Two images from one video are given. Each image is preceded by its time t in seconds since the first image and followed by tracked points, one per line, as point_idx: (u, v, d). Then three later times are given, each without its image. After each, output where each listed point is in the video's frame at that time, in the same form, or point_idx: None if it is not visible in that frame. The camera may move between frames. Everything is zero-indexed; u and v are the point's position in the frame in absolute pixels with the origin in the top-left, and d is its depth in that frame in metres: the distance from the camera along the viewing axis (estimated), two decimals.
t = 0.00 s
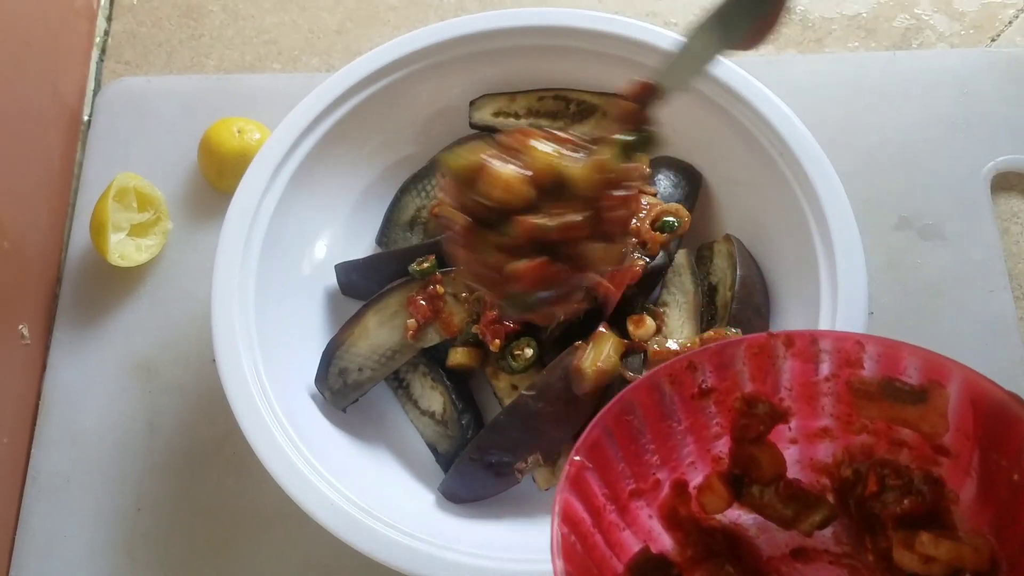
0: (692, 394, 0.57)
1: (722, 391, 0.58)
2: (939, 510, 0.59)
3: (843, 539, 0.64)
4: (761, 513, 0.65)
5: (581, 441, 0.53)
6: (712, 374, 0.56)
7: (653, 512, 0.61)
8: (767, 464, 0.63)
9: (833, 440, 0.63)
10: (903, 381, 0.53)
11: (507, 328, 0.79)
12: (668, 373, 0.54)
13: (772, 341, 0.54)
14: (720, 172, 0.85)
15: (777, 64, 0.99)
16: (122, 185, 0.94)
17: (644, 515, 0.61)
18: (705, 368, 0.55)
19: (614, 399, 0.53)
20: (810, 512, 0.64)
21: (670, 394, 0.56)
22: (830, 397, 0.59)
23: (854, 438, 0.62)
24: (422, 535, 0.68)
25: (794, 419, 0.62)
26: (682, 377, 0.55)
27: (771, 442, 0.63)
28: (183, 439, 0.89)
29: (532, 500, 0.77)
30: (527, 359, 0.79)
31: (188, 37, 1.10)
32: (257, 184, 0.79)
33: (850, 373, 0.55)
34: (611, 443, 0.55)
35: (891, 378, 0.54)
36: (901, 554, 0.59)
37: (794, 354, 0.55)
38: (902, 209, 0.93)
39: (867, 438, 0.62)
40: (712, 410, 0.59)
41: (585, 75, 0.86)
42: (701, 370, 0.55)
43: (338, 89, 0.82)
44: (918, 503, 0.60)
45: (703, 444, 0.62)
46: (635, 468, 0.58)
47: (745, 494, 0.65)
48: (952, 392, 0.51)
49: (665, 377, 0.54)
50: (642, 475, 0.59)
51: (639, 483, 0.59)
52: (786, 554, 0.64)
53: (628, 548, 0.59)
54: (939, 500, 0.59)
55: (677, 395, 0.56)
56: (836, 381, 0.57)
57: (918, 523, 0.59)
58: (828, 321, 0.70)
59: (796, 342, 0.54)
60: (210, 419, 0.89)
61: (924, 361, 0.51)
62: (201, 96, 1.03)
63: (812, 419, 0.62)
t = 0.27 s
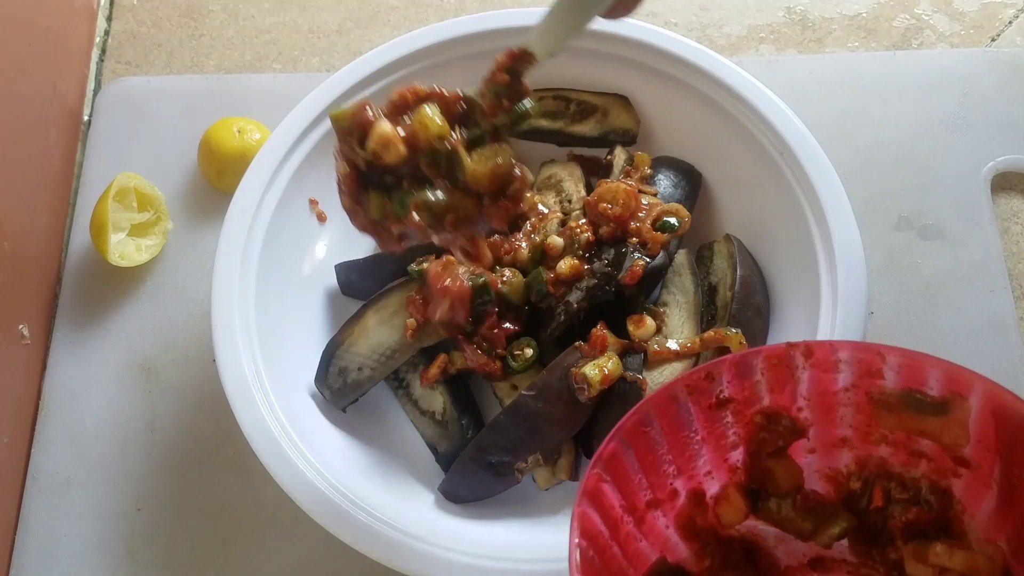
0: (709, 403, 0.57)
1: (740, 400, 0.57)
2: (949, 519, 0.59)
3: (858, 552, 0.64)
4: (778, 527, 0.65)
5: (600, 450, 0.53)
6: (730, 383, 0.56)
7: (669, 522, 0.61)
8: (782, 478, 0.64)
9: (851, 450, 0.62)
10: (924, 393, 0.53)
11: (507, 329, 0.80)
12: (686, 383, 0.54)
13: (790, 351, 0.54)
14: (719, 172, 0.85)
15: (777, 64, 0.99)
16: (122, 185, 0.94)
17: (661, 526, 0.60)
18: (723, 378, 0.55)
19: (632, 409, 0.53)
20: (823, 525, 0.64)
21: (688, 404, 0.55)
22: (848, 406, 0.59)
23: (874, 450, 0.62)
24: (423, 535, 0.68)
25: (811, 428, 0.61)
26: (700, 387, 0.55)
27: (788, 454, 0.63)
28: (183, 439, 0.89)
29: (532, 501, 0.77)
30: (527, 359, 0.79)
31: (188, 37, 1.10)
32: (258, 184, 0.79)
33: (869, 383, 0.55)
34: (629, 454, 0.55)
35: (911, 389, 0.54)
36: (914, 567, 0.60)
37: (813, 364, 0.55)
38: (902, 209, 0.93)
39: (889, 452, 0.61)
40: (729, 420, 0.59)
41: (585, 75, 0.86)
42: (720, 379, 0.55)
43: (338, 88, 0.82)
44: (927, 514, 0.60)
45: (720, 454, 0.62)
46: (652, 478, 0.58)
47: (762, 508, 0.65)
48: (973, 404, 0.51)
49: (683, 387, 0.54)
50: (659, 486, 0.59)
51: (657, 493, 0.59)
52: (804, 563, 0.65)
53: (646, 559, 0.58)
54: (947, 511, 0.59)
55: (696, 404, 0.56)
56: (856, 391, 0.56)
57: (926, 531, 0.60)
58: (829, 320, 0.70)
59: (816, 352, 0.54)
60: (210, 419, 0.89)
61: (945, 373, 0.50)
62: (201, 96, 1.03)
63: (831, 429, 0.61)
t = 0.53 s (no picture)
0: (714, 391, 0.55)
1: (745, 388, 0.55)
2: (946, 505, 0.57)
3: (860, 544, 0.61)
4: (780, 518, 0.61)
5: (604, 439, 0.51)
6: (735, 369, 0.54)
7: (674, 509, 0.58)
8: (785, 467, 0.62)
9: (857, 438, 0.59)
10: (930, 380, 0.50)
11: (507, 329, 0.80)
12: (691, 370, 0.53)
13: (795, 338, 0.52)
14: (719, 172, 0.85)
15: (777, 64, 0.99)
16: (122, 185, 0.94)
17: (665, 513, 0.57)
18: (729, 364, 0.53)
19: (636, 397, 0.52)
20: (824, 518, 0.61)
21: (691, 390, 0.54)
22: (855, 394, 0.56)
23: (880, 440, 0.59)
24: (423, 536, 0.68)
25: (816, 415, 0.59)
26: (704, 374, 0.53)
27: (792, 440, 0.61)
28: (183, 439, 0.89)
29: (531, 501, 0.77)
30: (527, 359, 0.79)
31: (188, 38, 1.10)
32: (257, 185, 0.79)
33: (875, 371, 0.53)
34: (632, 441, 0.53)
35: (917, 376, 0.51)
36: (914, 556, 0.56)
37: (816, 349, 0.52)
38: (902, 209, 0.93)
39: (894, 441, 0.58)
40: (734, 406, 0.57)
41: (585, 75, 0.86)
42: (725, 366, 0.53)
43: (338, 89, 0.82)
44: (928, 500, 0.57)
45: (725, 441, 0.59)
46: (657, 465, 0.56)
47: (766, 498, 0.62)
48: (982, 391, 0.48)
49: (687, 373, 0.53)
50: (664, 472, 0.56)
51: (661, 480, 0.56)
52: (809, 550, 0.62)
53: (648, 546, 0.56)
54: (943, 496, 0.57)
55: (702, 391, 0.54)
56: (862, 378, 0.54)
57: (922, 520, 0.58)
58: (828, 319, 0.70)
59: (821, 337, 0.51)
60: (210, 419, 0.89)
61: (952, 359, 0.48)
62: (200, 96, 1.03)
63: (838, 416, 0.58)
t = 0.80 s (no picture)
0: (730, 397, 0.57)
1: (760, 393, 0.58)
2: (955, 506, 0.60)
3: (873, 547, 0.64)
4: (796, 522, 0.65)
5: (620, 445, 0.53)
6: (750, 375, 0.56)
7: (692, 513, 0.61)
8: (799, 474, 0.64)
9: (871, 441, 0.62)
10: (943, 385, 0.53)
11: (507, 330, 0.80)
12: (705, 378, 0.54)
13: (810, 344, 0.54)
14: (720, 172, 0.85)
15: (777, 64, 0.99)
16: (122, 185, 0.94)
17: (683, 517, 0.60)
18: (743, 370, 0.55)
19: (653, 404, 0.54)
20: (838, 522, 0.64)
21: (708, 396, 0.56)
22: (868, 398, 0.58)
23: (893, 444, 0.62)
24: (423, 536, 0.68)
25: (830, 420, 0.61)
26: (720, 382, 0.55)
27: (806, 445, 0.63)
28: (183, 439, 0.89)
29: (531, 501, 0.77)
30: (527, 359, 0.79)
31: (188, 38, 1.10)
32: (257, 184, 0.79)
33: (889, 376, 0.55)
34: (650, 448, 0.55)
35: (930, 381, 0.53)
36: (926, 558, 0.60)
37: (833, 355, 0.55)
38: (902, 209, 0.93)
39: (908, 446, 0.62)
40: (749, 411, 0.59)
41: (584, 75, 0.87)
42: (738, 372, 0.55)
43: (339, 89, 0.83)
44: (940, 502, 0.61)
45: (740, 445, 0.62)
46: (674, 469, 0.58)
47: (782, 503, 0.65)
48: (995, 395, 0.51)
49: (703, 381, 0.54)
50: (681, 478, 0.59)
51: (678, 485, 0.59)
52: (825, 553, 0.65)
53: (668, 550, 0.59)
54: (954, 498, 0.60)
55: (717, 398, 0.56)
56: (876, 384, 0.56)
57: (932, 522, 0.61)
58: (828, 320, 0.70)
59: (836, 344, 0.54)
60: (210, 419, 0.89)
61: (965, 365, 0.51)
62: (200, 96, 1.03)
63: (852, 420, 0.61)
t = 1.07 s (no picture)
0: (757, 391, 0.57)
1: (787, 387, 0.58)
2: (976, 504, 0.61)
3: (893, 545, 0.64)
4: (818, 517, 0.64)
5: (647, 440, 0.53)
6: (779, 371, 0.56)
7: (714, 507, 0.61)
8: (823, 471, 0.64)
9: (896, 436, 0.62)
10: (974, 385, 0.53)
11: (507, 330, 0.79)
12: (734, 373, 0.54)
13: (841, 342, 0.54)
14: (720, 173, 0.85)
15: (777, 64, 0.99)
16: (122, 185, 0.94)
17: (706, 511, 0.60)
18: (772, 366, 0.55)
19: (682, 397, 0.53)
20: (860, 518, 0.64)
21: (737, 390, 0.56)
22: (897, 394, 0.59)
23: (919, 441, 0.62)
24: (423, 536, 0.68)
25: (856, 415, 0.62)
26: (748, 376, 0.55)
27: (831, 441, 0.63)
28: (183, 438, 0.89)
29: (531, 501, 0.77)
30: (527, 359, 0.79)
31: (188, 38, 1.10)
32: (257, 184, 0.79)
33: (920, 374, 0.55)
34: (677, 442, 0.55)
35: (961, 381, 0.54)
36: (947, 558, 0.60)
37: (865, 353, 0.55)
38: (902, 209, 0.93)
39: (934, 444, 0.62)
40: (775, 406, 0.59)
41: (584, 75, 0.86)
42: (768, 367, 0.55)
43: (338, 89, 0.82)
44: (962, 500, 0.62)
45: (765, 439, 0.62)
46: (698, 462, 0.58)
47: (806, 499, 0.65)
48: None
49: (732, 376, 0.54)
50: (705, 471, 0.59)
51: (702, 478, 0.59)
52: (847, 547, 0.64)
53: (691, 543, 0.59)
54: (975, 497, 0.61)
55: (744, 392, 0.56)
56: (906, 381, 0.57)
57: (954, 521, 0.62)
58: (829, 319, 0.70)
59: (869, 342, 0.54)
60: (210, 419, 0.89)
61: (998, 367, 0.51)
62: (200, 96, 1.03)
63: (879, 416, 0.61)
